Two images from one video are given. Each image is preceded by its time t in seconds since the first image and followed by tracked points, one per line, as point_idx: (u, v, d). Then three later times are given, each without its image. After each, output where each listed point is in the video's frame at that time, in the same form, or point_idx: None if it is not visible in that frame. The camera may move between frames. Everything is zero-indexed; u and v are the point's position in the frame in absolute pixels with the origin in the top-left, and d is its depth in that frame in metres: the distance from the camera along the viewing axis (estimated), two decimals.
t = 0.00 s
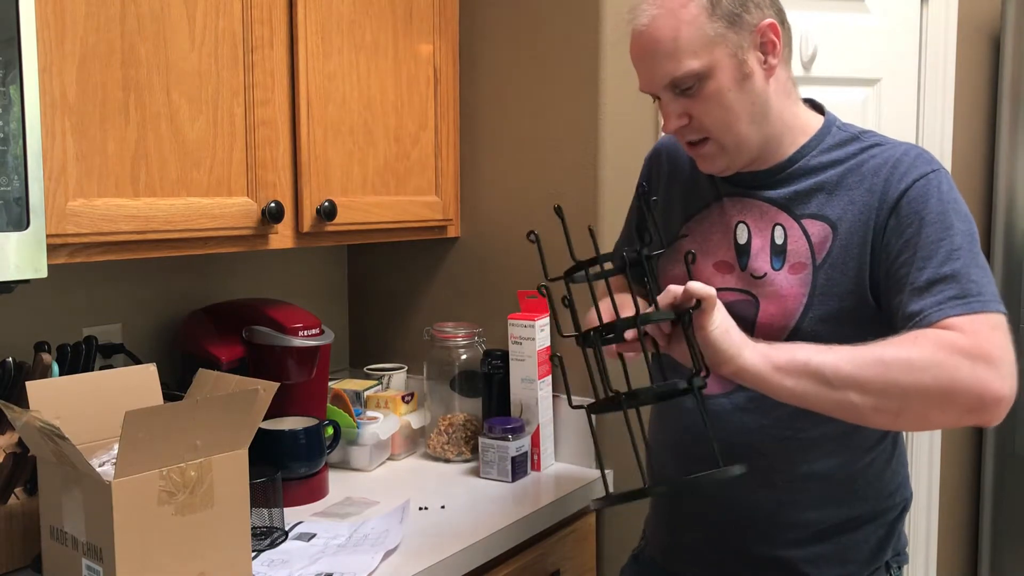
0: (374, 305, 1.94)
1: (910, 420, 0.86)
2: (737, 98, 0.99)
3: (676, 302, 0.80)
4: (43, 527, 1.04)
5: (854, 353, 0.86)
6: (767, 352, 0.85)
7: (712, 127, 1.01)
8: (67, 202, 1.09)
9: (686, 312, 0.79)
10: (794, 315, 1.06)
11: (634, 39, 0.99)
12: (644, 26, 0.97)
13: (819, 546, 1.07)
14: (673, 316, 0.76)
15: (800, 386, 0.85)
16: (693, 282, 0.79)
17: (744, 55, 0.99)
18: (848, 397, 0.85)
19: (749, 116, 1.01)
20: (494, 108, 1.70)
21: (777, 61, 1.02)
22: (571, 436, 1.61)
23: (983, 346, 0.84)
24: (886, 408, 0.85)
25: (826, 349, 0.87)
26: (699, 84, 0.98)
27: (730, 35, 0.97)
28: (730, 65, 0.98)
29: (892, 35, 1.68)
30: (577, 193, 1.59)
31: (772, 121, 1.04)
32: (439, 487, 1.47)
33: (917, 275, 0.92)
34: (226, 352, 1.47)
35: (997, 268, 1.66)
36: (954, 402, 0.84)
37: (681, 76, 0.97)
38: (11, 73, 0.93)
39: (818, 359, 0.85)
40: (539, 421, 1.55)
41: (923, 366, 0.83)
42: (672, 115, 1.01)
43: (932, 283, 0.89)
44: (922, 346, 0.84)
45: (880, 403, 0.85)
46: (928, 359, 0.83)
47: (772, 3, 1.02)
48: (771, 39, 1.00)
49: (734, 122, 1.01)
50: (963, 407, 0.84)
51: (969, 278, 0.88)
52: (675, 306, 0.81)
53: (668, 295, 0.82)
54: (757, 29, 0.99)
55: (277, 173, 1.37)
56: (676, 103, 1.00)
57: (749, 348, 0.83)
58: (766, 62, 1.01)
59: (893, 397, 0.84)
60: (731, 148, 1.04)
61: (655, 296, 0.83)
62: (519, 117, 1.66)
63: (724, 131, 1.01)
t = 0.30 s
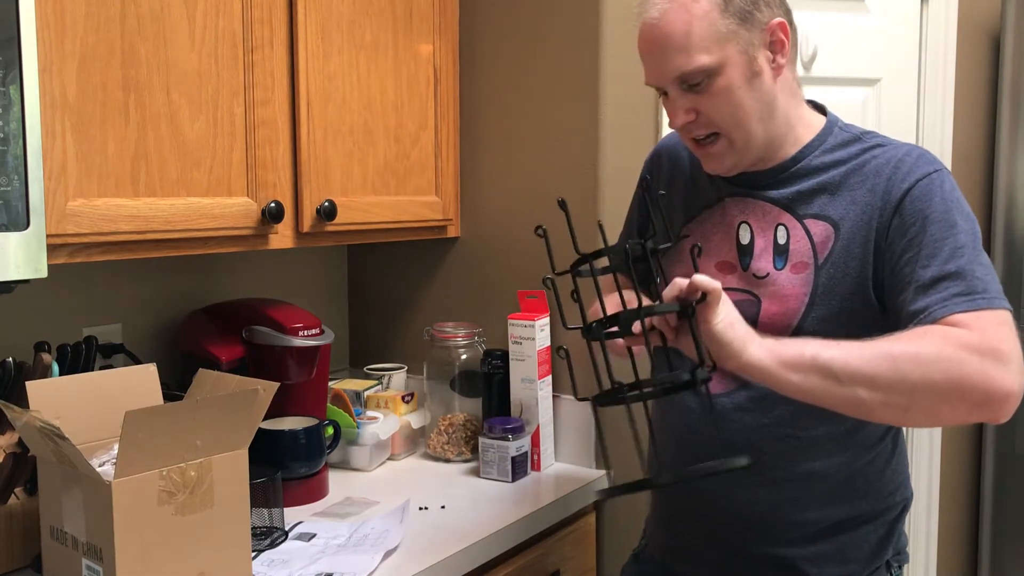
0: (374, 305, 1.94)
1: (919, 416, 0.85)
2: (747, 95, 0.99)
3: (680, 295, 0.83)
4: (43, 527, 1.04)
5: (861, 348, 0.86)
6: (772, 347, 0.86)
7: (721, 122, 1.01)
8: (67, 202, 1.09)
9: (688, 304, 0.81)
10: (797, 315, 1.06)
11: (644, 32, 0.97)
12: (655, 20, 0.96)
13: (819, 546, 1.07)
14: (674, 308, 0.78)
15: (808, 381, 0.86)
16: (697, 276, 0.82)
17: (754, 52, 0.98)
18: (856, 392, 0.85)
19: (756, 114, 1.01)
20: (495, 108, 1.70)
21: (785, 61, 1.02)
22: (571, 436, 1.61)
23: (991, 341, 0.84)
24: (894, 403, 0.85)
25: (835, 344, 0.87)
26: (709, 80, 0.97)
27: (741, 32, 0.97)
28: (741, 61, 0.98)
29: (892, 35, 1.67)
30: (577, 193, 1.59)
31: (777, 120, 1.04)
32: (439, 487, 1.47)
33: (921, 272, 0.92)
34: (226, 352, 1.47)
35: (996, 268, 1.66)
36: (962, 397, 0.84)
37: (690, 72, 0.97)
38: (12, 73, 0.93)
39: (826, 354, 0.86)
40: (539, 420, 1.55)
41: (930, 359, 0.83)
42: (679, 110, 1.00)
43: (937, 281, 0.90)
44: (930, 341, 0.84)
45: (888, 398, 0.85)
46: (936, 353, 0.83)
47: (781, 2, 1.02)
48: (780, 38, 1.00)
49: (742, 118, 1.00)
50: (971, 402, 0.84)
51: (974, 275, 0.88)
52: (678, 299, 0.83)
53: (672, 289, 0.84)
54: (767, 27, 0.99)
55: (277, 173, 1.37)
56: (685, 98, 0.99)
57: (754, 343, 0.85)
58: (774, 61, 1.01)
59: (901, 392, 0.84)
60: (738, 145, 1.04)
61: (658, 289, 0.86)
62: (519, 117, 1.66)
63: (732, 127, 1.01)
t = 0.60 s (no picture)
0: (374, 305, 1.94)
1: (916, 425, 0.86)
2: (761, 89, 0.98)
3: (675, 319, 0.82)
4: (43, 527, 1.04)
5: (862, 352, 0.86)
6: (772, 351, 0.86)
7: (732, 115, 0.99)
8: (67, 202, 1.09)
9: (687, 328, 0.82)
10: (795, 316, 1.06)
11: (663, 19, 0.97)
12: (675, 8, 0.96)
13: (819, 545, 1.07)
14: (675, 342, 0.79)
15: (808, 386, 0.85)
16: (693, 300, 0.82)
17: (771, 47, 0.98)
18: (857, 398, 0.85)
19: (767, 108, 1.00)
20: (495, 108, 1.70)
21: (797, 58, 1.01)
22: (571, 436, 1.61)
23: (988, 352, 0.84)
24: (892, 411, 0.85)
25: (836, 349, 0.87)
26: (724, 71, 0.96)
27: (759, 25, 0.97)
28: (757, 54, 0.97)
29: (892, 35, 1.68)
30: (576, 193, 1.59)
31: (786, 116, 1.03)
32: (439, 487, 1.47)
33: (920, 279, 0.91)
34: (226, 352, 1.47)
35: (997, 268, 1.66)
36: (960, 407, 0.84)
37: (707, 61, 0.96)
38: (12, 73, 0.93)
39: (827, 359, 0.85)
40: (539, 420, 1.55)
41: (929, 369, 0.83)
42: (693, 100, 0.99)
43: (936, 288, 0.89)
44: (928, 348, 0.84)
45: (887, 405, 0.85)
46: (934, 362, 0.83)
47: None
48: (795, 35, 1.00)
49: (754, 112, 0.99)
50: (967, 411, 0.84)
51: (973, 285, 0.88)
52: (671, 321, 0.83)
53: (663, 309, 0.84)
54: (783, 23, 0.99)
55: (277, 173, 1.37)
56: (699, 88, 0.98)
57: (756, 350, 0.85)
58: (789, 57, 1.00)
59: (900, 400, 0.84)
60: (747, 138, 1.02)
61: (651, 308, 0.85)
62: (519, 117, 1.66)
63: (743, 120, 1.00)
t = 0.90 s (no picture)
0: (374, 305, 1.94)
1: (923, 425, 0.86)
2: (770, 90, 0.98)
3: (683, 305, 0.85)
4: (43, 527, 1.04)
5: (866, 353, 0.86)
6: (776, 354, 0.86)
7: (740, 116, 1.00)
8: (67, 202, 1.09)
9: (692, 315, 0.83)
10: (797, 316, 1.06)
11: (673, 18, 0.97)
12: (685, 6, 0.96)
13: (818, 545, 1.07)
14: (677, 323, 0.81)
15: (812, 388, 0.86)
16: (698, 289, 0.84)
17: (780, 48, 0.98)
18: (862, 398, 0.85)
19: (776, 109, 1.00)
20: (495, 108, 1.70)
21: (807, 58, 1.01)
22: (570, 436, 1.61)
23: (994, 349, 0.84)
24: (899, 411, 0.85)
25: (840, 350, 0.87)
26: (733, 71, 0.96)
27: (769, 26, 0.97)
28: (767, 55, 0.97)
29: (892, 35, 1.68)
30: (577, 193, 1.59)
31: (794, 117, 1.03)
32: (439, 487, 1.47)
33: (923, 278, 0.91)
34: (226, 352, 1.47)
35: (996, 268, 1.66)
36: (966, 406, 0.84)
37: (717, 61, 0.96)
38: (12, 73, 0.93)
39: (831, 361, 0.86)
40: (539, 420, 1.55)
41: (935, 368, 0.83)
42: (701, 101, 0.99)
43: (939, 286, 0.89)
44: (935, 347, 0.84)
45: (893, 405, 0.85)
46: (940, 362, 0.83)
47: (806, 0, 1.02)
48: (804, 35, 1.00)
49: (762, 113, 0.99)
50: (974, 410, 0.84)
51: (977, 282, 0.88)
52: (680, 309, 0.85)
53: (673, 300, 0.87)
54: (793, 24, 0.99)
55: (277, 173, 1.37)
56: (708, 88, 0.98)
57: (759, 352, 0.85)
58: (798, 59, 1.00)
59: (905, 400, 0.84)
60: (755, 139, 1.03)
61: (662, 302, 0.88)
62: (519, 117, 1.66)
63: (752, 120, 1.00)
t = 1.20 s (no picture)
0: (374, 305, 1.94)
1: (915, 436, 0.86)
2: (769, 88, 0.98)
3: (684, 317, 0.80)
4: (43, 527, 1.04)
5: (865, 362, 0.86)
6: (776, 358, 0.86)
7: (739, 113, 0.99)
8: (67, 202, 1.09)
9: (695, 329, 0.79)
10: (795, 319, 1.06)
11: (673, 14, 0.97)
12: (686, 2, 0.96)
13: (817, 545, 1.07)
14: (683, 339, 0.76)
15: (810, 393, 0.85)
16: (701, 301, 0.80)
17: (781, 46, 0.98)
18: (858, 408, 0.85)
19: (774, 108, 1.00)
20: (495, 108, 1.70)
21: (807, 57, 1.01)
22: (570, 436, 1.61)
23: (987, 366, 0.85)
24: (892, 421, 0.85)
25: (839, 357, 0.87)
26: (732, 68, 0.96)
27: (770, 23, 0.97)
28: (767, 53, 0.97)
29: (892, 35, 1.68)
30: (576, 193, 1.59)
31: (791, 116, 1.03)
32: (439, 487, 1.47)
33: (922, 290, 0.92)
34: (226, 352, 1.47)
35: (996, 268, 1.66)
36: (957, 420, 0.85)
37: (717, 57, 0.96)
38: (12, 73, 0.93)
39: (831, 368, 0.86)
40: (539, 421, 1.55)
41: (931, 381, 0.84)
42: (700, 97, 0.99)
43: (938, 300, 0.90)
44: (931, 360, 0.85)
45: (888, 415, 0.85)
46: (935, 374, 0.84)
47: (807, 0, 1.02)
48: (804, 34, 1.00)
49: (761, 111, 0.99)
50: (966, 423, 0.85)
51: (975, 297, 0.88)
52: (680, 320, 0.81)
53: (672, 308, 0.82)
54: (793, 22, 0.99)
55: (276, 173, 1.37)
56: (706, 84, 0.98)
57: (761, 355, 0.84)
58: (798, 57, 1.00)
59: (900, 411, 0.85)
60: (752, 137, 1.02)
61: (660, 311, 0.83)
62: (519, 117, 1.66)
63: (750, 118, 1.00)
